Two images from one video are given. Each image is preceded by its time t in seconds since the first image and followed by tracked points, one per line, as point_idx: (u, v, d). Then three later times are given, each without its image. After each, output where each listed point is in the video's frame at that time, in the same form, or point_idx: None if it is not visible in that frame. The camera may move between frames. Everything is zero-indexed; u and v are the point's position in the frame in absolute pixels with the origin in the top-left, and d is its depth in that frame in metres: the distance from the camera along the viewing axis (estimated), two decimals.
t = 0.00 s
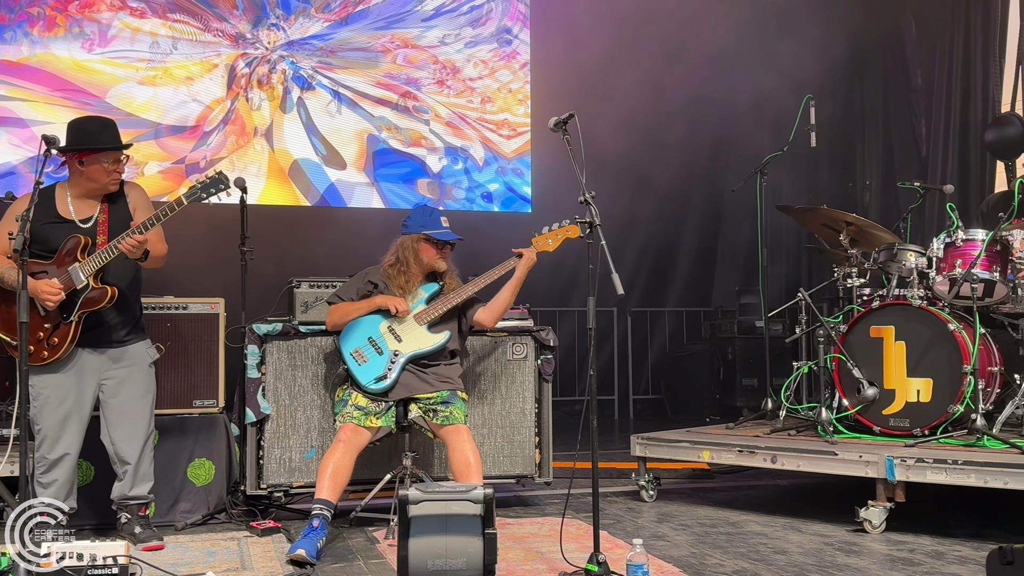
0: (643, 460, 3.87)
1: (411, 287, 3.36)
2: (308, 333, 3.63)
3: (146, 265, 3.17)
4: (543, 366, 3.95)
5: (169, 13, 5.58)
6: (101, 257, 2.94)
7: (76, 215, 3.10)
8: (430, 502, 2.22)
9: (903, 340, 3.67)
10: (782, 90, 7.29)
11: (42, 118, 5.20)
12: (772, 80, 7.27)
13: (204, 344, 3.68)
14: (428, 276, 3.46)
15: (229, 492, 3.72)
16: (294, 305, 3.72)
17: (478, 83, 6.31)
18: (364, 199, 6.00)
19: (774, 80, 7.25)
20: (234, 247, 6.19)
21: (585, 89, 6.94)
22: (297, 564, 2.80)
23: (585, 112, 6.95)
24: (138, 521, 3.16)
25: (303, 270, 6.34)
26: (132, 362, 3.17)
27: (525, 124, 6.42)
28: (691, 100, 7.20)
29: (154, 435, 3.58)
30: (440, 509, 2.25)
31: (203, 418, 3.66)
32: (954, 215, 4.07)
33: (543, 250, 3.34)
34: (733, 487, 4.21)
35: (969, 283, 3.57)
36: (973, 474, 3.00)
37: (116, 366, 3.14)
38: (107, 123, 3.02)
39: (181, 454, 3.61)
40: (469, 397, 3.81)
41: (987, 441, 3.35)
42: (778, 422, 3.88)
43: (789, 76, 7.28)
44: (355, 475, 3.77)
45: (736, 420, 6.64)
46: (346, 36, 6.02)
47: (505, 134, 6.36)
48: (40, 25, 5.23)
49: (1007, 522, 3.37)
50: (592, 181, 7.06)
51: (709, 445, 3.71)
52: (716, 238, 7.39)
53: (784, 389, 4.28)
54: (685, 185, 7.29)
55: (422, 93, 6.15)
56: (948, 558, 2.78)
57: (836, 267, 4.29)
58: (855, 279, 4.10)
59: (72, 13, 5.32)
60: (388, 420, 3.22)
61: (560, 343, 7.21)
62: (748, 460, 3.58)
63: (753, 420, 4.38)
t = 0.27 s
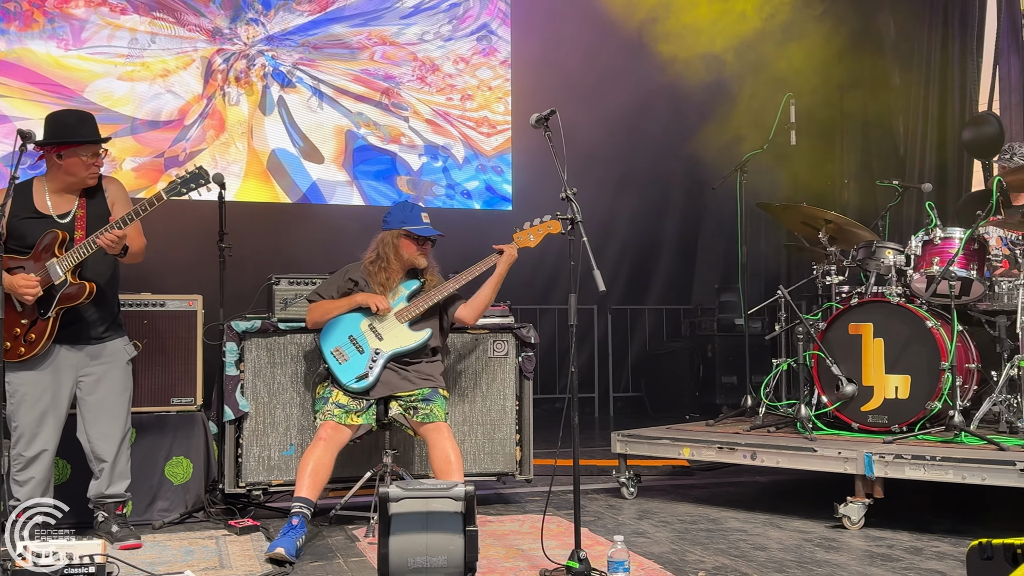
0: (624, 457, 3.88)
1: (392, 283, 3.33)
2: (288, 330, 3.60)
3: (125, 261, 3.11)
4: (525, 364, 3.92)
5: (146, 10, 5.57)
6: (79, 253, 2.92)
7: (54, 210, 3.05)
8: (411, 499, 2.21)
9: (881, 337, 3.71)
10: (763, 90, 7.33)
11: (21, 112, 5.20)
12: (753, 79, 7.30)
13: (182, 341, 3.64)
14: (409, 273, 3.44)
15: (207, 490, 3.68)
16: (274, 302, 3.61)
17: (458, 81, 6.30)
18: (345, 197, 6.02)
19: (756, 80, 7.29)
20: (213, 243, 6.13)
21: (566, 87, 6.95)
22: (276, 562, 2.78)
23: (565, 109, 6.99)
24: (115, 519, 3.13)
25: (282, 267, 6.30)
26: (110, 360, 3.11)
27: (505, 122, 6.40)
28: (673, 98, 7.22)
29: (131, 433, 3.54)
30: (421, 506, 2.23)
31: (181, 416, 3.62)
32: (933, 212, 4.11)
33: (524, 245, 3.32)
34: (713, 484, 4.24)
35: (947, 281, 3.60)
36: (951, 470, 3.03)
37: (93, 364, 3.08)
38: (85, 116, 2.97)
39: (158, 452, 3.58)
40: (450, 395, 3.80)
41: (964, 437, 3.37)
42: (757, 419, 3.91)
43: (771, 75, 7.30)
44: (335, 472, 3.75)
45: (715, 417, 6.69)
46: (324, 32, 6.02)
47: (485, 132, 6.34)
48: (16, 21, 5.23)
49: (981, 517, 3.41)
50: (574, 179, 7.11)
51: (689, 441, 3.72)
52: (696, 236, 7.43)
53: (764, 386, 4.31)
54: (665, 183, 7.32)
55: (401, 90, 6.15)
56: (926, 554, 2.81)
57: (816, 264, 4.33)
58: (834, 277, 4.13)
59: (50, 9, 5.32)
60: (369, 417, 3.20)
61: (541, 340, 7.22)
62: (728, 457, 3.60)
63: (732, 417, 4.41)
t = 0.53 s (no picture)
0: (605, 454, 3.89)
1: (371, 281, 3.31)
2: (267, 328, 3.57)
3: (102, 258, 3.08)
4: (506, 362, 3.94)
5: (125, 6, 5.54)
6: (56, 249, 2.87)
7: (30, 205, 3.00)
8: (391, 497, 2.20)
9: (861, 335, 3.74)
10: (743, 90, 7.40)
11: None
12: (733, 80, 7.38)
13: (161, 339, 3.59)
14: (389, 271, 3.42)
15: (187, 489, 3.65)
16: (254, 299, 3.60)
17: (438, 79, 6.30)
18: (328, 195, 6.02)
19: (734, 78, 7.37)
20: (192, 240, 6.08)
21: (547, 87, 6.99)
22: (255, 561, 2.76)
23: (547, 106, 7.01)
24: (93, 518, 3.07)
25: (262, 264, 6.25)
26: (87, 357, 3.07)
27: (486, 120, 6.41)
28: (653, 98, 7.28)
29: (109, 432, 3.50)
30: (402, 504, 2.22)
31: (160, 414, 3.58)
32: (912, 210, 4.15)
33: (505, 242, 3.29)
34: (694, 481, 4.26)
35: (927, 278, 3.63)
36: (930, 467, 3.06)
37: (70, 361, 3.04)
38: (61, 110, 2.93)
39: (137, 451, 3.54)
40: (431, 392, 3.79)
41: (944, 434, 3.39)
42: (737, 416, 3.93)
43: (750, 77, 7.40)
44: (316, 471, 3.73)
45: (696, 415, 6.71)
46: (302, 31, 6.02)
47: (465, 129, 6.36)
48: None
49: (958, 513, 3.46)
50: (555, 174, 7.09)
51: (670, 438, 3.74)
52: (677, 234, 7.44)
53: (744, 383, 4.34)
54: (647, 181, 7.34)
55: (381, 87, 6.16)
56: (906, 550, 2.84)
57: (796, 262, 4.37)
58: (814, 274, 4.16)
59: (28, 5, 5.27)
60: (349, 415, 3.20)
61: (523, 338, 7.22)
62: (709, 454, 3.62)
63: (713, 414, 4.44)
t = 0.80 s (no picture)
0: (588, 451, 3.90)
1: (351, 279, 3.29)
2: (248, 325, 3.53)
3: (80, 257, 3.04)
4: (489, 359, 3.93)
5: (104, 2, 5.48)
6: (35, 248, 2.83)
7: (7, 202, 2.94)
8: (374, 495, 2.17)
9: (843, 332, 3.77)
10: (725, 90, 7.44)
11: None
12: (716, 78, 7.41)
13: (140, 337, 3.55)
14: (369, 268, 3.40)
15: (167, 488, 3.61)
16: (235, 296, 3.61)
17: (420, 76, 6.30)
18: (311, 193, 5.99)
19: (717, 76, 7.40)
20: (172, 237, 6.02)
21: (530, 85, 7.00)
22: (237, 560, 2.74)
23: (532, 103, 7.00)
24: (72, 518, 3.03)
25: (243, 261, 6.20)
26: (65, 355, 3.03)
27: (469, 117, 6.45)
28: (637, 96, 7.28)
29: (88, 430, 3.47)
30: (385, 502, 2.20)
31: (139, 413, 3.54)
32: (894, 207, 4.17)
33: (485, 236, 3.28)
34: (676, 478, 4.28)
35: (908, 275, 3.66)
36: (911, 464, 3.09)
37: (48, 360, 3.00)
38: (39, 107, 2.89)
39: (116, 449, 3.51)
40: (414, 389, 3.78)
41: (924, 431, 3.42)
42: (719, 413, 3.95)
43: (734, 77, 7.45)
44: (297, 469, 3.71)
45: (678, 412, 6.74)
46: (281, 28, 5.99)
47: (448, 127, 6.39)
48: None
49: (936, 509, 3.49)
50: (538, 172, 7.09)
51: (653, 436, 3.76)
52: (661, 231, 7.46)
53: (727, 381, 4.36)
54: (631, 178, 7.35)
55: (363, 85, 6.16)
56: (887, 546, 2.87)
57: (778, 260, 4.39)
58: (796, 272, 4.19)
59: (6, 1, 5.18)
60: (331, 413, 3.18)
61: (506, 336, 7.22)
62: (692, 451, 3.64)
63: (696, 411, 4.46)
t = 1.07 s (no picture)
0: (573, 449, 3.91)
1: (333, 275, 3.27)
2: (232, 322, 3.51)
3: (61, 252, 2.99)
4: (474, 356, 3.92)
5: None
6: (13, 243, 2.82)
7: None
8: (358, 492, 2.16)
9: (826, 329, 3.80)
10: (710, 88, 7.47)
11: None
12: (702, 77, 7.44)
13: (122, 334, 3.52)
14: (351, 264, 3.38)
15: (150, 486, 3.58)
16: (217, 293, 3.59)
17: (404, 73, 6.31)
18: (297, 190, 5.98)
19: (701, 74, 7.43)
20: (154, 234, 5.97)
21: (516, 82, 7.01)
22: (219, 559, 2.72)
23: (515, 101, 7.02)
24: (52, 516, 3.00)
25: (225, 258, 6.16)
26: (45, 352, 3.00)
27: (454, 114, 6.43)
28: (622, 94, 7.30)
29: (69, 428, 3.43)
30: (368, 499, 2.19)
31: (121, 410, 3.51)
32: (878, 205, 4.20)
33: (468, 231, 3.27)
34: (661, 475, 4.30)
35: (891, 273, 3.69)
36: (893, 460, 3.11)
37: (27, 356, 2.96)
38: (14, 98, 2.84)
39: (98, 448, 3.47)
40: (398, 386, 3.77)
41: (906, 427, 3.45)
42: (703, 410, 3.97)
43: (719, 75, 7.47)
44: (281, 467, 3.69)
45: (662, 409, 6.77)
46: (266, 25, 5.99)
47: (432, 124, 6.37)
48: None
49: (917, 505, 3.53)
50: (523, 169, 7.09)
51: (637, 433, 3.77)
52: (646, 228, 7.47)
53: (711, 378, 4.38)
54: (616, 176, 7.37)
55: (348, 82, 6.16)
56: (870, 542, 2.90)
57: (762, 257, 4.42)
58: (780, 269, 4.22)
59: None
60: (314, 410, 3.16)
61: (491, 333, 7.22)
62: (676, 448, 3.65)
63: (680, 408, 4.48)
